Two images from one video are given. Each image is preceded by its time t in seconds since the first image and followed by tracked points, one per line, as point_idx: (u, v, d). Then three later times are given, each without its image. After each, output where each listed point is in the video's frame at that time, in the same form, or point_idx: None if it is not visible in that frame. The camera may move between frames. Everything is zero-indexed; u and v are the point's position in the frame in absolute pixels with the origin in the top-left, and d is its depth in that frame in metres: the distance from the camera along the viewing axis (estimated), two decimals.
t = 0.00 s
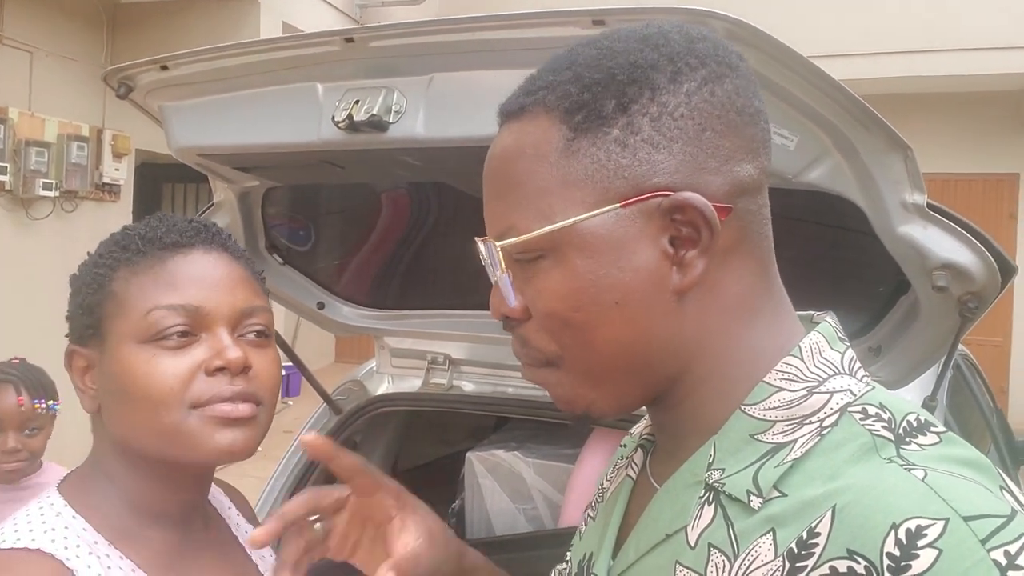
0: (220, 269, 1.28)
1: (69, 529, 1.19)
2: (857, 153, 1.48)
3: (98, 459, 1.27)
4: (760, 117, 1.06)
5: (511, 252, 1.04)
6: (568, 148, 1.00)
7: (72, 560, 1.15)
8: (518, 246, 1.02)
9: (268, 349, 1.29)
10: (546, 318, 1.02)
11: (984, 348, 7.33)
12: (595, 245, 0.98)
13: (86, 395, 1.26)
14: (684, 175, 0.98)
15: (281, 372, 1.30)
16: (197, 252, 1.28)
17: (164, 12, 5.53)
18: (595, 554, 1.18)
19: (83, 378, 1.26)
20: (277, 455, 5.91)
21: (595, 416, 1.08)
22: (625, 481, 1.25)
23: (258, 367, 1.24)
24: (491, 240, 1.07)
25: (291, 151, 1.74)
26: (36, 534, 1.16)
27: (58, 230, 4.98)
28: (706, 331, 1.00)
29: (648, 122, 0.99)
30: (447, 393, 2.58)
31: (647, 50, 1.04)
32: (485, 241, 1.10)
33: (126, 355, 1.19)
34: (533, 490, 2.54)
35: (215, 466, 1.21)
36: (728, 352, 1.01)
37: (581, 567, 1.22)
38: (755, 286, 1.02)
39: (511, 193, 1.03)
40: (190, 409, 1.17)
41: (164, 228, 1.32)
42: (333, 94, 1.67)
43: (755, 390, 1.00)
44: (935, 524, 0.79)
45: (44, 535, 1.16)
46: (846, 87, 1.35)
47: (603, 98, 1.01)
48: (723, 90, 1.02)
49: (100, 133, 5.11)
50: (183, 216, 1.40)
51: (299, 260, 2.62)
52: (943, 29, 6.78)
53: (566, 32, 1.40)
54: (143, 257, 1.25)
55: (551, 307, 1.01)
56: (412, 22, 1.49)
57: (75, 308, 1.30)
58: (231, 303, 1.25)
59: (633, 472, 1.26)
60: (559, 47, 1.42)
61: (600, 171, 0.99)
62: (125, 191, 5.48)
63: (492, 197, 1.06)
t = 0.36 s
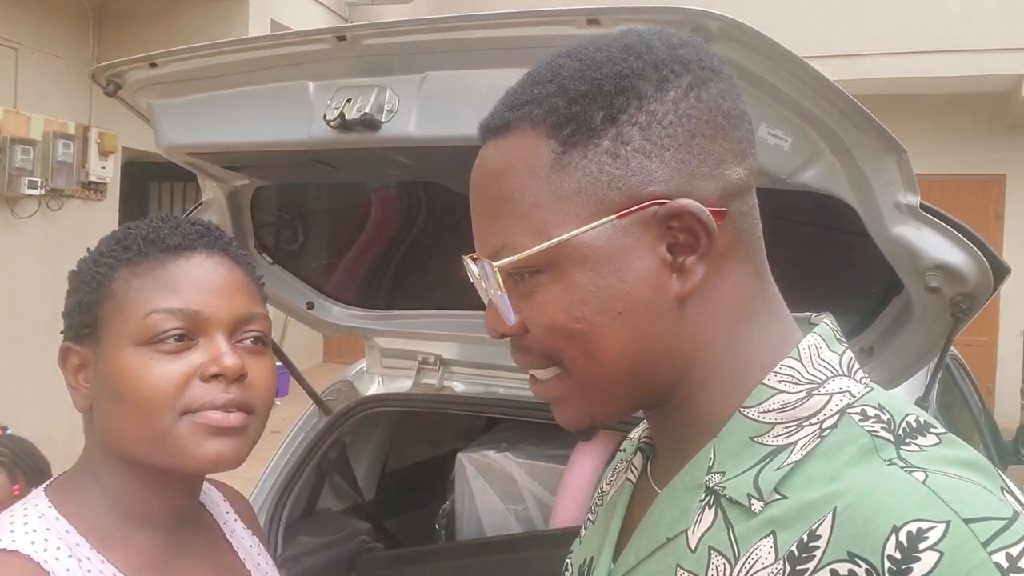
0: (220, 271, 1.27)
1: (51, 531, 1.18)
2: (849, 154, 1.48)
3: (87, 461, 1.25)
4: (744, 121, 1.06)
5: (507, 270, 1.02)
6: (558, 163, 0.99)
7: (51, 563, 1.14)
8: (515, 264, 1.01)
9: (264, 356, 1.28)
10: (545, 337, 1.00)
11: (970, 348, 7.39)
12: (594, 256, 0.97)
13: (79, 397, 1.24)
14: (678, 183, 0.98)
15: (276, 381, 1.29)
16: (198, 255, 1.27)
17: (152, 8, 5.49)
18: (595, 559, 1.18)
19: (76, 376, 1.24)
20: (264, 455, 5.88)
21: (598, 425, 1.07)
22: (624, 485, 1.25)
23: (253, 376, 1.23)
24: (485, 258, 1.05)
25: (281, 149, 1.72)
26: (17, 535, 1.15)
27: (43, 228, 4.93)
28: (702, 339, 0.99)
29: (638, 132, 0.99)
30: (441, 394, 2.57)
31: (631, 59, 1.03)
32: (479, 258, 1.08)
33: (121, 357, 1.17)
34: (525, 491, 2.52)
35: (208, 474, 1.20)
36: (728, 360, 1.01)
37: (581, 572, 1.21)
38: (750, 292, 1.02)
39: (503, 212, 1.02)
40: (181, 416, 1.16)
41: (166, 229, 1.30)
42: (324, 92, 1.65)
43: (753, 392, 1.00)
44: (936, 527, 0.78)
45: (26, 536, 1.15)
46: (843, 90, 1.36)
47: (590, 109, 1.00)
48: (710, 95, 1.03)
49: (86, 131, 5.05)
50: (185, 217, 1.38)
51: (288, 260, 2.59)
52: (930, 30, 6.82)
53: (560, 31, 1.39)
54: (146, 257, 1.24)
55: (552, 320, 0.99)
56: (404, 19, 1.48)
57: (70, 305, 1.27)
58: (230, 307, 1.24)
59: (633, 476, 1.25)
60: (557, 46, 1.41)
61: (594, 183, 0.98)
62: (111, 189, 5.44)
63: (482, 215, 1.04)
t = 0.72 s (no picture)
0: (219, 273, 1.26)
1: (52, 535, 1.17)
2: (844, 152, 1.48)
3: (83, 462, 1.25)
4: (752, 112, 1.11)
5: (534, 257, 1.00)
6: (586, 145, 0.99)
7: (57, 566, 1.13)
8: (540, 250, 0.99)
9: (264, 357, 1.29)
10: (569, 325, 0.99)
11: (960, 347, 7.43)
12: (628, 241, 0.98)
13: (78, 399, 1.23)
14: (704, 169, 1.01)
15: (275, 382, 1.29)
16: (197, 256, 1.26)
17: (143, 6, 5.46)
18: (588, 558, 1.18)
19: (73, 379, 1.23)
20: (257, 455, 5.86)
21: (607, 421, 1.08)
22: (617, 482, 1.25)
23: (253, 377, 1.24)
24: (502, 246, 1.03)
25: (277, 147, 1.72)
26: (18, 539, 1.14)
27: (33, 227, 4.90)
28: (723, 324, 1.01)
29: (665, 117, 1.01)
30: (434, 393, 2.58)
31: (653, 46, 1.06)
32: (495, 248, 1.06)
33: (121, 361, 1.17)
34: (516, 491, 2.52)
35: (203, 482, 1.21)
36: (748, 345, 1.02)
37: (573, 570, 1.22)
38: (760, 278, 1.05)
39: (524, 195, 1.00)
40: (186, 420, 1.16)
41: (164, 229, 1.29)
42: (320, 90, 1.65)
43: (745, 390, 1.00)
44: (923, 524, 0.79)
45: (27, 540, 1.15)
46: (844, 95, 1.37)
47: (617, 93, 1.01)
48: (727, 85, 1.07)
49: (77, 130, 5.02)
50: (180, 216, 1.37)
51: (282, 259, 2.58)
52: (921, 31, 6.84)
53: (558, 29, 1.39)
54: (146, 258, 1.23)
55: (571, 313, 0.99)
56: (399, 17, 1.47)
57: (66, 308, 1.26)
58: (229, 310, 1.24)
59: (626, 474, 1.26)
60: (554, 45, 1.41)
61: (623, 167, 0.99)
62: (102, 188, 5.40)
63: (497, 200, 1.03)
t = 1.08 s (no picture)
0: (207, 272, 1.26)
1: (52, 538, 1.18)
2: (838, 151, 1.49)
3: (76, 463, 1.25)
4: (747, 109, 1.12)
5: (535, 255, 1.00)
6: (588, 142, 0.99)
7: (59, 568, 1.14)
8: (540, 249, 0.99)
9: (253, 355, 1.29)
10: (570, 324, 0.99)
11: (950, 346, 7.48)
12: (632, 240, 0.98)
13: (68, 402, 1.23)
14: (705, 166, 1.02)
15: (266, 380, 1.30)
16: (183, 256, 1.26)
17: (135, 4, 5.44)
18: (580, 553, 1.18)
19: (61, 384, 1.23)
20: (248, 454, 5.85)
21: (604, 420, 1.08)
22: (610, 478, 1.26)
23: (246, 377, 1.24)
24: (500, 243, 1.03)
25: (269, 144, 1.72)
26: (19, 544, 1.15)
27: (23, 226, 4.86)
28: (721, 322, 1.03)
29: (667, 114, 1.02)
30: (427, 390, 2.58)
31: (653, 43, 1.06)
32: (490, 246, 1.05)
33: (111, 366, 1.16)
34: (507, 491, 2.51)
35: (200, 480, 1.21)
36: (746, 342, 1.04)
37: (565, 565, 1.22)
38: (754, 276, 1.06)
39: (522, 191, 1.00)
40: (181, 425, 1.17)
41: (148, 229, 1.28)
42: (312, 87, 1.64)
43: (738, 386, 1.01)
44: (916, 518, 0.79)
45: (27, 544, 1.15)
46: (838, 94, 1.37)
47: (618, 89, 1.01)
48: (725, 82, 1.08)
49: (66, 128, 5.00)
50: (165, 213, 1.36)
51: (274, 257, 2.58)
52: (910, 32, 6.89)
53: (551, 26, 1.39)
54: (131, 260, 1.22)
55: (568, 316, 0.99)
56: (391, 14, 1.47)
57: (53, 311, 1.26)
58: (219, 310, 1.23)
59: (618, 469, 1.26)
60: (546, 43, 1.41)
61: (626, 164, 1.00)
62: (92, 187, 5.38)
63: (493, 196, 1.03)
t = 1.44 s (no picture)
0: (204, 277, 1.26)
1: (49, 544, 1.18)
2: (833, 153, 1.50)
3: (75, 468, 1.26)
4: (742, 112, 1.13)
5: (532, 258, 1.00)
6: (585, 145, 0.99)
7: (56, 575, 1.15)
8: (535, 252, 1.00)
9: (253, 360, 1.30)
10: (566, 327, 1.00)
11: (943, 344, 7.51)
12: (628, 243, 0.98)
13: (65, 409, 1.23)
14: (700, 170, 1.02)
15: (265, 383, 1.31)
16: (179, 261, 1.25)
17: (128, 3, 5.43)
18: (576, 555, 1.19)
19: (58, 390, 1.24)
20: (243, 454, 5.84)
21: (601, 426, 1.08)
22: (604, 480, 1.26)
23: (244, 383, 1.25)
24: (495, 246, 1.03)
25: (265, 146, 1.72)
26: (15, 550, 1.15)
27: (16, 226, 4.84)
28: (717, 325, 1.03)
29: (663, 116, 1.02)
30: (424, 391, 2.59)
31: (649, 45, 1.06)
32: (486, 250, 1.06)
33: (108, 375, 1.16)
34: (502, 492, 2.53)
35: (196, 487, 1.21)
36: (741, 345, 1.04)
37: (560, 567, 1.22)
38: (749, 279, 1.07)
39: (518, 194, 1.00)
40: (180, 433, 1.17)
41: (144, 234, 1.28)
42: (309, 88, 1.64)
43: (733, 389, 1.02)
44: (912, 521, 0.79)
45: (24, 551, 1.15)
46: (833, 95, 1.37)
47: (615, 92, 1.01)
48: (721, 85, 1.09)
49: (60, 127, 4.98)
50: (159, 216, 1.36)
51: (269, 258, 2.57)
52: (903, 33, 6.92)
53: (548, 28, 1.39)
54: (126, 266, 1.22)
55: (564, 323, 1.00)
56: (388, 15, 1.47)
57: (50, 317, 1.25)
58: (217, 317, 1.23)
59: (613, 471, 1.27)
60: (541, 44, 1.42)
61: (623, 167, 1.00)
62: (85, 186, 5.36)
63: (490, 199, 1.03)
